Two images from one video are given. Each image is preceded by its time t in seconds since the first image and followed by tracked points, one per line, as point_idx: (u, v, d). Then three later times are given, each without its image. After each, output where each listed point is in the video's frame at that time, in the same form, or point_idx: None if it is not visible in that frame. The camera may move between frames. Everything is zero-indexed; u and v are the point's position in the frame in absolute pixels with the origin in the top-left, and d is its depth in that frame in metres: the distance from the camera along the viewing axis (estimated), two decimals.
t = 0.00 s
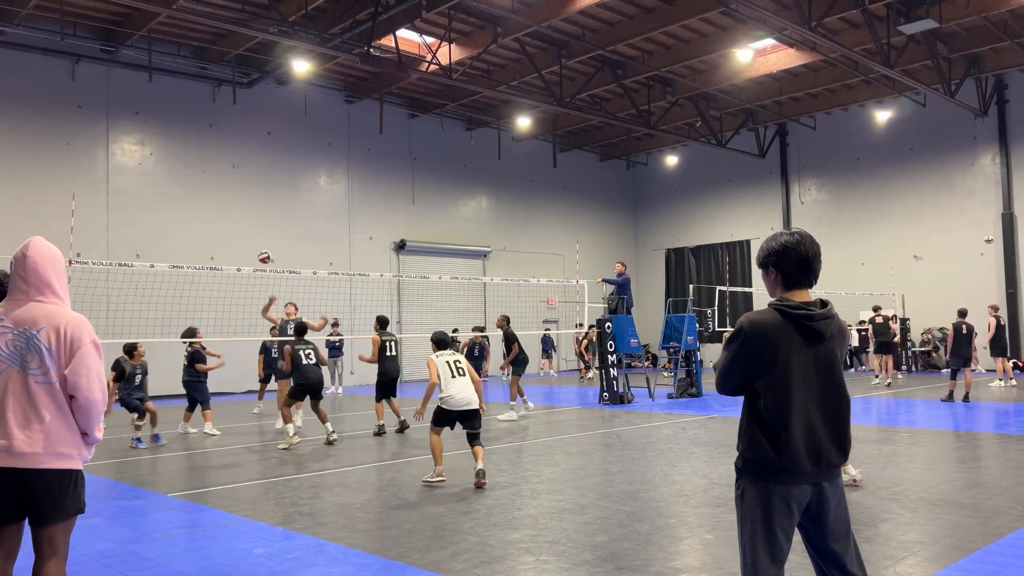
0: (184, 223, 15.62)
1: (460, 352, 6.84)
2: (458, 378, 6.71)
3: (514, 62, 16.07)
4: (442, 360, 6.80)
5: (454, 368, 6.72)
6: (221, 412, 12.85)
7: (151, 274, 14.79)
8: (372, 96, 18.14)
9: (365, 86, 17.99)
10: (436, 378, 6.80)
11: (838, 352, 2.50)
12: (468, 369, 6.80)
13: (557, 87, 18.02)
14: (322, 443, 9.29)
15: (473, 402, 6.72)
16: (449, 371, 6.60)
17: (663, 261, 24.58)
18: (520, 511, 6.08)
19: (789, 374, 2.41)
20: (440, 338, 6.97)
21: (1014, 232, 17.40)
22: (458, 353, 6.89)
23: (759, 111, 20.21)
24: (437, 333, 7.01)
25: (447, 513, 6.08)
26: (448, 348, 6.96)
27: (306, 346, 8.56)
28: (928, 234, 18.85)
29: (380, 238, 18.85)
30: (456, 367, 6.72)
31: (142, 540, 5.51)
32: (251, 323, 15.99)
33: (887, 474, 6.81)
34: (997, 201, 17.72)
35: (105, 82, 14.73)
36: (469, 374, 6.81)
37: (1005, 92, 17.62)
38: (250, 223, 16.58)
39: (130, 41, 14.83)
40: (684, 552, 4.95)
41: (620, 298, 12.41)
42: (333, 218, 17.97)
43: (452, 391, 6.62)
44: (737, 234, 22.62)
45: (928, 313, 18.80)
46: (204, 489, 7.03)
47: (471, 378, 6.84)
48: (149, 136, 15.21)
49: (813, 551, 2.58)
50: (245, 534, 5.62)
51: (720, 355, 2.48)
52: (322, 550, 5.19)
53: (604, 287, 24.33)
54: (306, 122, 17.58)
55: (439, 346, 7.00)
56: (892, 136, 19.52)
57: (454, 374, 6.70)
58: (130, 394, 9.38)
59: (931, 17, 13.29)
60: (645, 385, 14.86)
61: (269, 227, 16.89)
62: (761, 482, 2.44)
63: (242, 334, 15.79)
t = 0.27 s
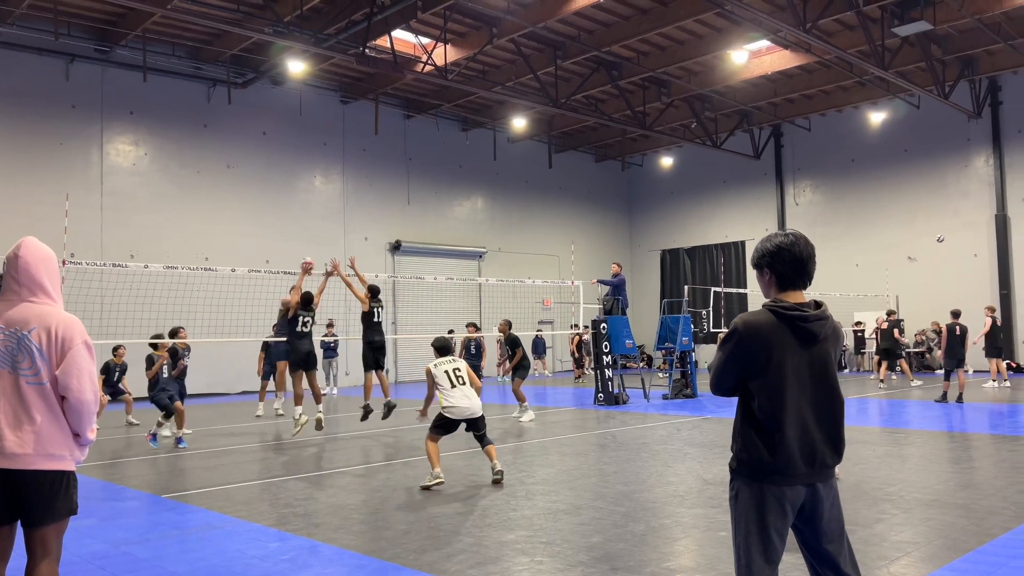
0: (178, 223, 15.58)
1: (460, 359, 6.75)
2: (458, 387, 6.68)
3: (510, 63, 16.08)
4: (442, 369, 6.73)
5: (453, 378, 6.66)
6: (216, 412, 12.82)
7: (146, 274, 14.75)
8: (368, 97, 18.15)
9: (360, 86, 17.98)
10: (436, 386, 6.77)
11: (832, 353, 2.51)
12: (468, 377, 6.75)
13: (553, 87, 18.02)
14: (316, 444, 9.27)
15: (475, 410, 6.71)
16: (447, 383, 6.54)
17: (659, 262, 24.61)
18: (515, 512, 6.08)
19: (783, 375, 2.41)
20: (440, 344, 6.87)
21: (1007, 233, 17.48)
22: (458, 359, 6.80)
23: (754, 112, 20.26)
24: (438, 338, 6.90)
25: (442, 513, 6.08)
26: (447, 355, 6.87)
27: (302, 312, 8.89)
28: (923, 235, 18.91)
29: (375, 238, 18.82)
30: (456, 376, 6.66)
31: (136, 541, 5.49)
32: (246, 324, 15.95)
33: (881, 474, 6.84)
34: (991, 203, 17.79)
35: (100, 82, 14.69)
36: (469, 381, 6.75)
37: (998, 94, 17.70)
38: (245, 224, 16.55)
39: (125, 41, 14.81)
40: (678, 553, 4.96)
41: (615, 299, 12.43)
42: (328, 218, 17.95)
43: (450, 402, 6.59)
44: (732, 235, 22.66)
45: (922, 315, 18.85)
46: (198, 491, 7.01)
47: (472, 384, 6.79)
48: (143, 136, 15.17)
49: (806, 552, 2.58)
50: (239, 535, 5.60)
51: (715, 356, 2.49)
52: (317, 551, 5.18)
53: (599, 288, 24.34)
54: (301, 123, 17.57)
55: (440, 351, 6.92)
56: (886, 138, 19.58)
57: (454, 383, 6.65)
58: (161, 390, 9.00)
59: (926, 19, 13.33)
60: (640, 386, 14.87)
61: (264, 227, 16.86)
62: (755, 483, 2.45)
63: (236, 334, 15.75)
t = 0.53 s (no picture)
0: (172, 223, 15.54)
1: (466, 372, 6.74)
2: (460, 398, 6.70)
3: (504, 64, 16.08)
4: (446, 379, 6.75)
5: (455, 389, 6.67)
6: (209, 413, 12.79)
7: (139, 275, 14.70)
8: (362, 97, 18.14)
9: (354, 87, 17.97)
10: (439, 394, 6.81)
11: (824, 353, 2.51)
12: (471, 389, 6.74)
13: (547, 88, 18.04)
14: (310, 445, 9.26)
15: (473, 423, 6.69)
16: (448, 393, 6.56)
17: (652, 263, 24.65)
18: (508, 512, 6.08)
19: (776, 376, 2.42)
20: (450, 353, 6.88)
21: (999, 234, 17.56)
22: (465, 372, 6.78)
23: (747, 113, 20.31)
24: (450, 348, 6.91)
25: (435, 514, 6.07)
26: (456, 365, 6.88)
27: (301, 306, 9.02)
28: (915, 236, 18.97)
29: (369, 239, 18.80)
30: (458, 388, 6.66)
31: (127, 542, 5.47)
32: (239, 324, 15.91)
33: (873, 474, 6.86)
34: (983, 204, 17.87)
35: (93, 82, 14.64)
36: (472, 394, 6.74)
37: (990, 95, 17.80)
38: (239, 224, 16.52)
39: (117, 41, 14.78)
40: (672, 553, 4.96)
41: (609, 299, 12.45)
42: (322, 218, 17.93)
43: (448, 412, 6.60)
44: (725, 235, 22.71)
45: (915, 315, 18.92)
46: (191, 492, 6.99)
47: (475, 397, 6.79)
48: (136, 136, 15.13)
49: (799, 552, 2.59)
50: (232, 536, 5.59)
51: (708, 357, 2.49)
52: (310, 552, 5.17)
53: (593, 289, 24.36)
54: (295, 123, 17.56)
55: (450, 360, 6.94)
56: (878, 139, 19.65)
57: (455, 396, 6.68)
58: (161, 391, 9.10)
59: (918, 21, 13.38)
60: (634, 386, 14.89)
61: (258, 227, 16.82)
62: (747, 483, 2.45)
63: (230, 335, 15.71)
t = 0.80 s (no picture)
0: (164, 224, 15.49)
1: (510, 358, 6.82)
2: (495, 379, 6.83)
3: (497, 64, 16.08)
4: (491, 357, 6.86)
5: (492, 370, 6.79)
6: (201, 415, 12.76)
7: (131, 276, 14.64)
8: (354, 97, 18.13)
9: (347, 87, 17.94)
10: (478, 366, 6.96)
11: (815, 354, 2.52)
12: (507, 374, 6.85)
13: (540, 89, 18.05)
14: (303, 446, 9.25)
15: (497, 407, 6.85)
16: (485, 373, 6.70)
17: (645, 264, 24.68)
18: (501, 513, 6.08)
19: (766, 377, 2.42)
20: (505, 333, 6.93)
21: (990, 235, 17.65)
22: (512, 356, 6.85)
23: (740, 114, 20.37)
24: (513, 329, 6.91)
25: (427, 515, 6.06)
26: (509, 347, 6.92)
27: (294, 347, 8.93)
28: (907, 237, 19.05)
29: (361, 240, 18.78)
30: (496, 370, 6.79)
31: (118, 545, 5.45)
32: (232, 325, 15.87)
33: (865, 474, 6.88)
34: (974, 204, 17.95)
35: (84, 82, 14.59)
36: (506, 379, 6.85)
37: (981, 96, 17.89)
38: (231, 225, 16.47)
39: (109, 41, 14.73)
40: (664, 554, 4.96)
41: (602, 300, 12.47)
42: (314, 219, 17.90)
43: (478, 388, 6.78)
44: (718, 236, 22.76)
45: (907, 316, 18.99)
46: (182, 493, 6.97)
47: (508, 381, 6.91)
48: (128, 136, 15.08)
49: (790, 552, 2.59)
50: (223, 538, 5.57)
51: (699, 358, 2.50)
52: (302, 554, 5.16)
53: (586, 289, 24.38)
54: (288, 123, 17.53)
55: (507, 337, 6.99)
56: (870, 140, 19.73)
57: (492, 375, 6.83)
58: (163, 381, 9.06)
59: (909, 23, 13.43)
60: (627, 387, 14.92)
61: (251, 228, 16.78)
62: (738, 484, 2.46)
63: (223, 336, 15.66)
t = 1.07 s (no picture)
0: (158, 225, 15.45)
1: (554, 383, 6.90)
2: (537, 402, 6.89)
3: (492, 65, 16.07)
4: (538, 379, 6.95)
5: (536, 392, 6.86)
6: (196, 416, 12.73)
7: (126, 277, 14.60)
8: (349, 98, 18.11)
9: (342, 87, 17.93)
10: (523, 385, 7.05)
11: (808, 354, 2.52)
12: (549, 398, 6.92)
13: (535, 90, 18.05)
14: (298, 446, 9.23)
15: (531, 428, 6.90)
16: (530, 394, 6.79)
17: (640, 264, 24.72)
18: (496, 514, 6.08)
19: (760, 377, 2.42)
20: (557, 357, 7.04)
21: (984, 235, 17.72)
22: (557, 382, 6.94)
23: (734, 114, 20.40)
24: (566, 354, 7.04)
25: (422, 516, 6.06)
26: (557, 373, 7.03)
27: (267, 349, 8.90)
28: (901, 237, 19.10)
29: (356, 240, 18.76)
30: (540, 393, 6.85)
31: (111, 546, 5.43)
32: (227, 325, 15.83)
33: (859, 474, 6.90)
34: (968, 204, 18.01)
35: (78, 83, 14.55)
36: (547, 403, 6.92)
37: (974, 97, 17.96)
38: (226, 225, 16.44)
39: (103, 41, 14.69)
40: (658, 554, 4.97)
41: (597, 301, 12.49)
42: (309, 219, 17.88)
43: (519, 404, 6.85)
44: (712, 236, 22.79)
45: (901, 315, 19.04)
46: (176, 495, 6.95)
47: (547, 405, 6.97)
48: (122, 137, 15.04)
49: (785, 552, 2.60)
50: (218, 540, 5.56)
51: (693, 358, 2.50)
52: (296, 555, 5.15)
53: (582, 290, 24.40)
54: (283, 124, 17.51)
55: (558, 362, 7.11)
56: (864, 140, 19.78)
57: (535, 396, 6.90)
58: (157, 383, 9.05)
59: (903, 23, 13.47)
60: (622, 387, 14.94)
61: (245, 229, 16.75)
62: (733, 484, 2.46)
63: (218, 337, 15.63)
